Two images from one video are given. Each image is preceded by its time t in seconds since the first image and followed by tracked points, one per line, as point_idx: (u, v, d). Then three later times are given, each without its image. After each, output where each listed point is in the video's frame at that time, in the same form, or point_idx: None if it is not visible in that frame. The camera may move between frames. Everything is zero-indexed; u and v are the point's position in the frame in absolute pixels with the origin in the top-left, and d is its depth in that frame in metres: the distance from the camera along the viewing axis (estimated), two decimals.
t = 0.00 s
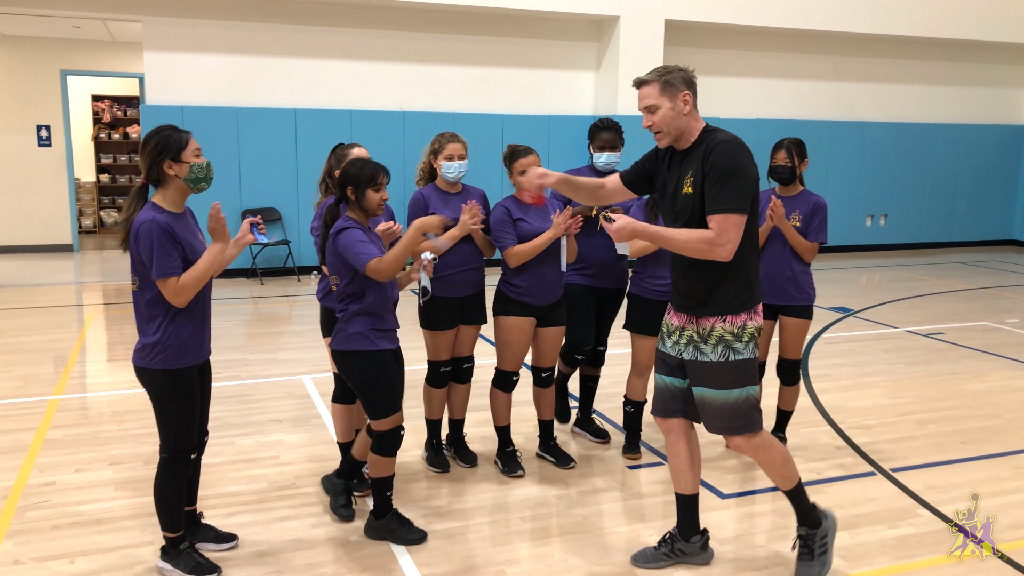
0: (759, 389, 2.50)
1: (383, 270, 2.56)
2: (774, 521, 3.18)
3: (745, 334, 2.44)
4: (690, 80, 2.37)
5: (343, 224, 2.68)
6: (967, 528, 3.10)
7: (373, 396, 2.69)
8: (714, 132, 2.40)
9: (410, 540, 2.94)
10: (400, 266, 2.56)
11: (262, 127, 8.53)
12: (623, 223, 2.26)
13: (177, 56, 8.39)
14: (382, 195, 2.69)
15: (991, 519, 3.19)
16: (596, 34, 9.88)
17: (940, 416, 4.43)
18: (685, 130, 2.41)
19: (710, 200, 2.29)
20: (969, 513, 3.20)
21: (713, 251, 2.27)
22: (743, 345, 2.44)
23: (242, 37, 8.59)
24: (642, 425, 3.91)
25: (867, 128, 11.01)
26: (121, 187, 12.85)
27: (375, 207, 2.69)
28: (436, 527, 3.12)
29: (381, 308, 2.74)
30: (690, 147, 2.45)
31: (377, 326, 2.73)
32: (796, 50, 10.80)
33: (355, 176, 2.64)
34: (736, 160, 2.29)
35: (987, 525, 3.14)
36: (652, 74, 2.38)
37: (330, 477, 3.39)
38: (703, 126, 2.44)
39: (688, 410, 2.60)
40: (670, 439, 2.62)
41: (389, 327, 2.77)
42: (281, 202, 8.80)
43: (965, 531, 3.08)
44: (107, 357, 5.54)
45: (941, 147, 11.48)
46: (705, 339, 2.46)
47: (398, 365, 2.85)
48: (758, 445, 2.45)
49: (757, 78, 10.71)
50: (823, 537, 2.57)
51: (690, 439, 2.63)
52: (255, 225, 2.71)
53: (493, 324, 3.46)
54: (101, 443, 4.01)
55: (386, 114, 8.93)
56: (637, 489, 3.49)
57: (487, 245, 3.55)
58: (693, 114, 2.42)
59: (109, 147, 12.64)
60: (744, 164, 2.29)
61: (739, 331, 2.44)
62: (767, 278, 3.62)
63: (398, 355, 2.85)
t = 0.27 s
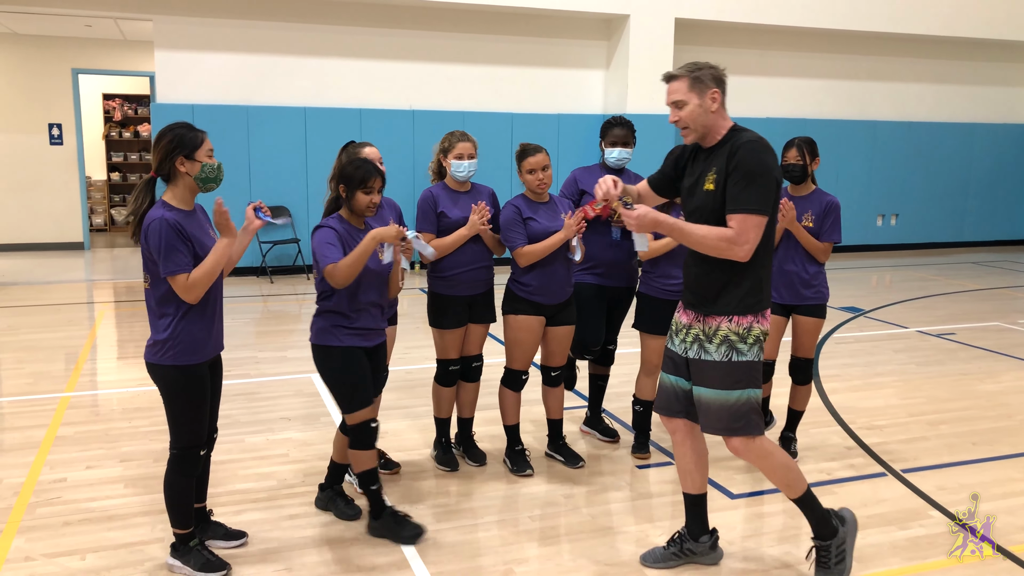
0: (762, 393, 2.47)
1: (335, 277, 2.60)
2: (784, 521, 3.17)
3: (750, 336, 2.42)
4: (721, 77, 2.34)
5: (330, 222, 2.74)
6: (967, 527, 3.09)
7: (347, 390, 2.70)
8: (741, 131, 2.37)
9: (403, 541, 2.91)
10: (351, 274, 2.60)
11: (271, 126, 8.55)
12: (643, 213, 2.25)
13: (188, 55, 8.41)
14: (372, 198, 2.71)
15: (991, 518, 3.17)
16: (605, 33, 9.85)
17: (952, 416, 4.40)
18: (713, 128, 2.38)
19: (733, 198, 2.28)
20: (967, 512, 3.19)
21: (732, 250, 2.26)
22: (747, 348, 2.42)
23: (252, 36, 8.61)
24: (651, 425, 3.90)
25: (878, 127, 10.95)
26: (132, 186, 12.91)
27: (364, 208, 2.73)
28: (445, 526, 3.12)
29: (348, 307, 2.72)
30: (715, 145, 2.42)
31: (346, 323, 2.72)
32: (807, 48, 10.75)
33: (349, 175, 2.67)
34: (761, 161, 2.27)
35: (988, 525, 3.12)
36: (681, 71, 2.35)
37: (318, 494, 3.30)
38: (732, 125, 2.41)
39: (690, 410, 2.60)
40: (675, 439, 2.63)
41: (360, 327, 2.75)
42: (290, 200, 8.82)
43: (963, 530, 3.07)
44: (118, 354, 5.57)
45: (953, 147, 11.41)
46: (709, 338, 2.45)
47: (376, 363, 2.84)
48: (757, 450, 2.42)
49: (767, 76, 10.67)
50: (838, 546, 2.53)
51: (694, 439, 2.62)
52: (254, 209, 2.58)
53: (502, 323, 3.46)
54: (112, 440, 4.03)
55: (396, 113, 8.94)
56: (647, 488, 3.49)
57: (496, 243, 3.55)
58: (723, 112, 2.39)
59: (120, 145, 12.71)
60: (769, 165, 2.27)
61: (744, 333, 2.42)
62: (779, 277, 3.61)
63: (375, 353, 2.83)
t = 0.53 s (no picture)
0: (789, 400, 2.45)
1: (308, 283, 2.75)
2: (789, 524, 3.16)
3: (772, 344, 2.38)
4: (770, 82, 2.30)
5: (314, 223, 2.87)
6: (967, 527, 3.11)
7: (319, 386, 2.76)
8: (785, 140, 2.33)
9: (305, 529, 2.99)
10: (321, 279, 2.73)
11: (277, 127, 8.57)
12: (675, 209, 2.26)
13: (194, 56, 8.44)
14: (354, 197, 2.79)
15: (992, 519, 3.19)
16: (612, 34, 9.84)
17: (958, 419, 4.38)
18: (757, 133, 2.35)
19: (764, 207, 2.26)
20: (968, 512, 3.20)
21: (757, 258, 2.26)
22: (769, 356, 2.39)
23: (259, 37, 8.63)
24: (656, 427, 3.90)
25: (885, 128, 10.92)
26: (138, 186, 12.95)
27: (347, 206, 2.82)
28: (450, 527, 3.12)
29: (323, 305, 2.79)
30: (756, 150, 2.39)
31: (323, 321, 2.79)
32: (813, 50, 10.73)
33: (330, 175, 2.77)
34: (799, 173, 2.24)
35: (988, 525, 3.15)
36: (731, 72, 2.33)
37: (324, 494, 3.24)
38: (777, 132, 2.37)
39: (709, 414, 2.59)
40: (685, 439, 2.63)
41: (341, 325, 2.80)
42: (296, 201, 8.84)
43: (963, 530, 3.09)
44: (124, 354, 5.58)
45: (960, 148, 11.37)
46: (731, 345, 2.43)
47: (354, 361, 2.87)
48: (784, 461, 2.39)
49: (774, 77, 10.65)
50: (860, 567, 2.48)
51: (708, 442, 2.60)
52: (262, 205, 2.60)
53: (508, 324, 3.46)
54: (118, 440, 4.04)
55: (401, 114, 8.95)
56: (652, 490, 3.48)
57: (501, 245, 3.55)
58: (769, 118, 2.35)
59: (126, 146, 12.77)
60: (807, 178, 2.25)
61: (766, 341, 2.39)
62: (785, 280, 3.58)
63: (354, 351, 2.86)
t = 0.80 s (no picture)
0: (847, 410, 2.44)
1: (289, 287, 2.79)
2: (793, 527, 3.15)
3: (831, 354, 2.37)
4: (842, 89, 2.27)
5: (293, 225, 2.90)
6: (967, 527, 3.14)
7: (295, 386, 2.86)
8: (848, 150, 2.31)
9: (284, 521, 3.12)
10: (301, 284, 2.77)
11: (281, 129, 8.59)
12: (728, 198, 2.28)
13: (199, 59, 8.46)
14: (333, 199, 2.81)
15: (992, 519, 3.21)
16: (616, 37, 9.84)
17: (963, 422, 4.37)
18: (820, 139, 2.33)
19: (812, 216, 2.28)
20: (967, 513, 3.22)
21: (794, 264, 2.28)
22: (828, 366, 2.37)
23: (264, 40, 8.65)
24: (660, 429, 3.90)
25: (889, 130, 10.91)
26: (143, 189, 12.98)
27: (325, 208, 2.83)
28: (454, 529, 3.12)
29: (303, 309, 2.83)
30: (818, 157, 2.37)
31: (302, 324, 2.84)
32: (817, 52, 10.73)
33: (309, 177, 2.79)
34: (853, 188, 2.24)
35: (988, 525, 3.16)
36: (803, 73, 2.31)
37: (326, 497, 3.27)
38: (841, 140, 2.35)
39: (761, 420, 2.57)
40: (719, 444, 2.60)
41: (320, 329, 2.84)
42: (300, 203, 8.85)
43: (963, 530, 3.11)
44: (130, 356, 5.60)
45: (964, 150, 11.35)
46: (787, 355, 2.41)
47: (336, 361, 2.93)
48: (843, 468, 2.42)
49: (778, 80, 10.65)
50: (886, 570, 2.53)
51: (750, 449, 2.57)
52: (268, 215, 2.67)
53: (511, 327, 3.46)
54: (123, 442, 4.05)
55: (405, 117, 8.96)
56: (656, 493, 3.48)
57: (504, 247, 3.55)
58: (836, 125, 2.32)
59: (131, 148, 12.80)
60: (860, 192, 2.24)
61: (825, 351, 2.36)
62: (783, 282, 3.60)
63: (336, 352, 2.92)
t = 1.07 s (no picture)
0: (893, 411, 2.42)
1: (270, 296, 2.81)
2: (793, 530, 3.15)
3: (881, 354, 2.36)
4: (909, 86, 2.25)
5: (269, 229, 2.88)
6: (967, 527, 3.15)
7: (276, 388, 2.90)
8: (906, 151, 2.29)
9: (283, 524, 3.12)
10: (285, 296, 2.80)
11: (280, 132, 8.60)
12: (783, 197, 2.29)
13: (199, 62, 8.47)
14: (314, 202, 2.82)
15: (992, 519, 3.22)
16: (616, 39, 9.86)
17: (963, 425, 4.37)
18: (879, 134, 2.32)
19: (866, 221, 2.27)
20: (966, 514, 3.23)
21: (847, 268, 2.28)
22: (877, 366, 2.36)
23: (264, 43, 8.66)
24: (660, 432, 3.89)
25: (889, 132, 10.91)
26: (143, 192, 12.99)
27: (305, 210, 2.83)
28: (453, 533, 3.11)
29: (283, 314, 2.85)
30: (875, 152, 2.36)
31: (282, 327, 2.86)
32: (817, 55, 10.74)
33: (292, 179, 2.79)
34: (909, 193, 2.22)
35: (988, 525, 3.17)
36: (872, 65, 2.29)
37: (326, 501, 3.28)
38: (900, 139, 2.33)
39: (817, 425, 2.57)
40: (784, 446, 2.60)
41: (301, 331, 2.88)
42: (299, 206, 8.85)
43: (963, 530, 3.13)
44: (130, 359, 5.60)
45: (963, 152, 11.35)
46: (839, 354, 2.43)
47: (314, 364, 2.97)
48: (881, 470, 2.43)
49: (778, 83, 10.66)
50: None
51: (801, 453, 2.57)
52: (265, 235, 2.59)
53: (512, 330, 3.46)
54: (123, 445, 4.05)
55: (405, 119, 8.97)
56: (656, 495, 3.47)
57: (504, 250, 3.55)
58: (896, 123, 2.31)
59: (131, 152, 12.82)
60: (915, 198, 2.23)
61: (875, 351, 2.36)
62: (778, 284, 3.65)
63: (315, 354, 2.96)
